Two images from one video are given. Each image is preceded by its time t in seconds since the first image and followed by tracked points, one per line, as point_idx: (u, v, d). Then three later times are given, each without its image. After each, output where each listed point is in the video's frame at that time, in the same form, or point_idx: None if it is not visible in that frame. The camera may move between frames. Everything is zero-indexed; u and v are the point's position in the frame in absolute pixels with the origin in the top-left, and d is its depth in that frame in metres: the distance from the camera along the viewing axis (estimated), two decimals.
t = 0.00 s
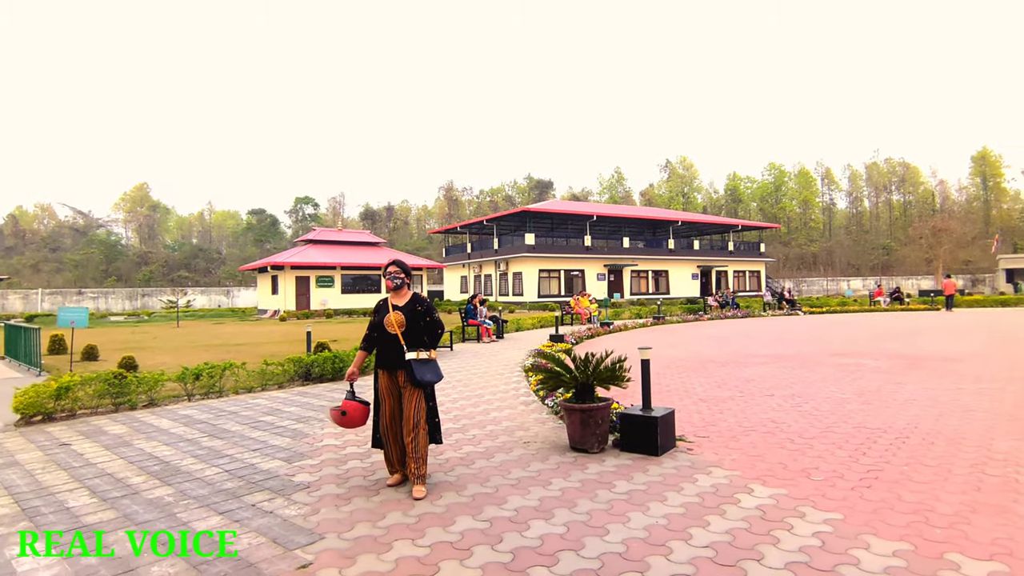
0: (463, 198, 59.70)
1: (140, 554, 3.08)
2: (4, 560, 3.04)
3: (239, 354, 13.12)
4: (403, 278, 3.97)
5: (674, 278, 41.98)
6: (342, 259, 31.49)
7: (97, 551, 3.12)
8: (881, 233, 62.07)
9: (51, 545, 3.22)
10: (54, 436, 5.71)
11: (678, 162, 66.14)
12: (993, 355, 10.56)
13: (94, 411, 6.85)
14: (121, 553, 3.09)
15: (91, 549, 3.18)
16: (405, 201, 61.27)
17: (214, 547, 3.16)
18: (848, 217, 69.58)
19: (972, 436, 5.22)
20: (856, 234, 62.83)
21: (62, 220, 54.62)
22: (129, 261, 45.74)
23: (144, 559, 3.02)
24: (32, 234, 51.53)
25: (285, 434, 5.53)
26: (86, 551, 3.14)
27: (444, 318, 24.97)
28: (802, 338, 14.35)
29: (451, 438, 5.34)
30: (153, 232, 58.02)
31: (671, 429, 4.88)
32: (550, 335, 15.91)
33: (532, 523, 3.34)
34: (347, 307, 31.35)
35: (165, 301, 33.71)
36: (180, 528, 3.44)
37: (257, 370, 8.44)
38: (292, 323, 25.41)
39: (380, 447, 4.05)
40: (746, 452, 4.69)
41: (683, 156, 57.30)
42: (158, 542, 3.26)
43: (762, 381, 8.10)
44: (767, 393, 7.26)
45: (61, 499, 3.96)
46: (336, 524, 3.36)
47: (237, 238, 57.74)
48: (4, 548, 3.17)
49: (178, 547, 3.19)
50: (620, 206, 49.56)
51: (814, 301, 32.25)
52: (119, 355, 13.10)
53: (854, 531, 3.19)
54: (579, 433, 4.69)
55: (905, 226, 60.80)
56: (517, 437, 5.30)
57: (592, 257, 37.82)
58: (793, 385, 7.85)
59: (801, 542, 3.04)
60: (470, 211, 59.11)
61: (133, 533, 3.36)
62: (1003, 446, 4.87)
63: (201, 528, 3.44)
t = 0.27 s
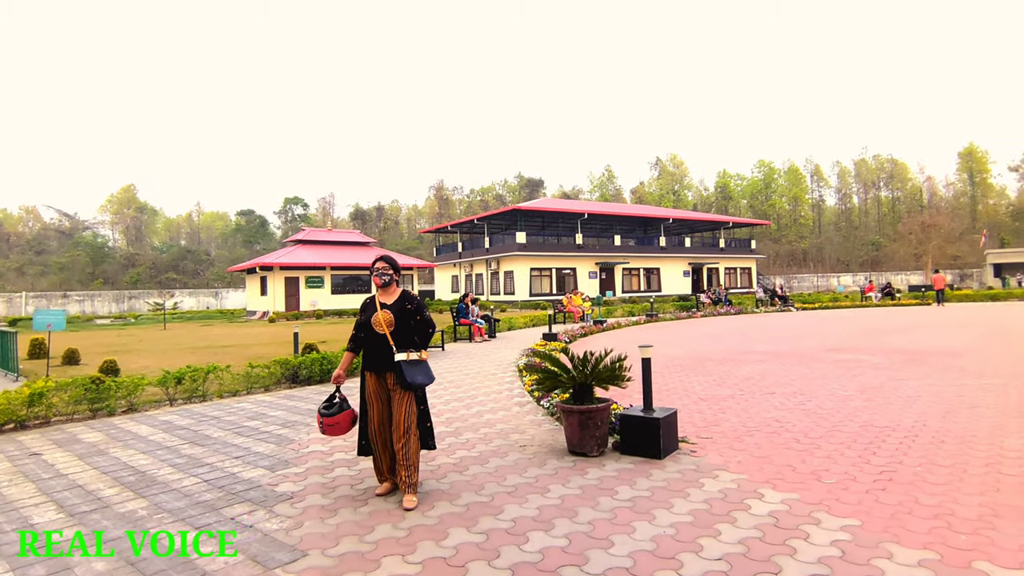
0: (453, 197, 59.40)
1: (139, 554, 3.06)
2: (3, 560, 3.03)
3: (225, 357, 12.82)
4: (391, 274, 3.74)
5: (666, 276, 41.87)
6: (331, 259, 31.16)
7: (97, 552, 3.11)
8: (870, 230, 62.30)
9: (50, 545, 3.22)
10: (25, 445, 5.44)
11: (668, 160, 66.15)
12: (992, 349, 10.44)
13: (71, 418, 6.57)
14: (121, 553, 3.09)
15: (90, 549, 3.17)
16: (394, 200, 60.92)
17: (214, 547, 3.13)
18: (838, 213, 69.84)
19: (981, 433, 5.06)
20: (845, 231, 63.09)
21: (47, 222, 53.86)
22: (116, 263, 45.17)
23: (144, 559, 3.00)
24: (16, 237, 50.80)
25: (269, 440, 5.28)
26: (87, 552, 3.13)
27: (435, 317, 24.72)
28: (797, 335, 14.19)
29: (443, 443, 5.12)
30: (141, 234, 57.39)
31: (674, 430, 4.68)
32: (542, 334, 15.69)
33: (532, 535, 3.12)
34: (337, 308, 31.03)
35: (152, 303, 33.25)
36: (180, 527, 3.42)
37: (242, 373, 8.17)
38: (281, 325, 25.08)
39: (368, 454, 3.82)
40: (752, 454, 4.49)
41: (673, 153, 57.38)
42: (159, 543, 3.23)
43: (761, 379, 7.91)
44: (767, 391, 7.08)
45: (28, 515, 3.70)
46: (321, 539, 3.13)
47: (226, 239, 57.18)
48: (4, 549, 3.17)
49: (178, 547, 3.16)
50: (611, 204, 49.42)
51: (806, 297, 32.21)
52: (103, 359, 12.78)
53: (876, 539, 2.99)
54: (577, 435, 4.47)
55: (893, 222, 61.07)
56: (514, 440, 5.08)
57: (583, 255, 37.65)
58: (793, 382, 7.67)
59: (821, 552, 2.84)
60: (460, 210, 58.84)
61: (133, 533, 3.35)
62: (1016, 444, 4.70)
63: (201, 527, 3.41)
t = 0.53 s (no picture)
0: (450, 196, 59.12)
1: (139, 553, 3.08)
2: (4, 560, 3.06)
3: (218, 358, 12.59)
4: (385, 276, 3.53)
5: (663, 275, 41.71)
6: (327, 259, 30.92)
7: (97, 552, 3.13)
8: (866, 229, 62.30)
9: (51, 545, 3.24)
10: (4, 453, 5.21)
11: (664, 159, 65.98)
12: (999, 351, 10.26)
13: (53, 424, 6.34)
14: (121, 553, 3.11)
15: (90, 549, 3.18)
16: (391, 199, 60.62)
17: (213, 547, 3.15)
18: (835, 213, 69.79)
19: (1001, 440, 4.86)
20: (842, 230, 63.05)
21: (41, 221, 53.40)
22: (110, 263, 44.83)
23: (143, 559, 3.02)
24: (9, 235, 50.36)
25: (258, 448, 5.05)
26: (86, 552, 3.15)
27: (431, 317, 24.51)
28: (797, 335, 14.00)
29: (440, 452, 4.90)
30: (136, 233, 56.96)
31: (683, 438, 4.46)
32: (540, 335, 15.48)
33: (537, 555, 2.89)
34: (333, 308, 30.79)
35: (145, 303, 32.93)
36: (180, 528, 3.44)
37: (233, 376, 7.94)
38: (276, 325, 24.83)
39: (360, 467, 3.60)
40: (764, 463, 4.29)
41: (670, 153, 57.19)
42: (158, 543, 3.25)
43: (766, 382, 7.71)
44: (773, 395, 6.88)
45: None
46: (309, 561, 2.91)
47: (221, 238, 56.82)
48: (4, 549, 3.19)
49: (178, 547, 3.18)
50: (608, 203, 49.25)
51: (805, 297, 32.05)
52: (93, 360, 12.54)
53: (905, 561, 2.78)
54: (581, 445, 4.25)
55: (890, 222, 61.04)
56: (514, 449, 4.86)
57: (580, 254, 37.44)
58: (799, 385, 7.47)
59: None
60: (457, 209, 58.58)
61: (131, 533, 3.37)
62: None
63: (200, 527, 3.43)
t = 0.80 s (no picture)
0: (451, 194, 58.93)
1: (140, 554, 3.04)
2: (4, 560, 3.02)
3: (217, 358, 12.41)
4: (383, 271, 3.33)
5: (665, 273, 41.47)
6: (328, 257, 30.73)
7: (98, 551, 3.10)
8: (868, 227, 62.03)
9: (51, 545, 3.20)
10: None
11: (666, 157, 65.75)
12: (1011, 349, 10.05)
13: (44, 427, 6.15)
14: (121, 553, 3.06)
15: (91, 549, 3.14)
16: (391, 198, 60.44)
17: (214, 547, 3.11)
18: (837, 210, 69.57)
19: None
20: (844, 227, 62.84)
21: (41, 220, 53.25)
22: (110, 262, 44.68)
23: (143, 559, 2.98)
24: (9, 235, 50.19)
25: (253, 452, 4.87)
26: (86, 552, 3.11)
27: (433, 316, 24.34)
28: (805, 333, 13.78)
29: (443, 456, 4.72)
30: (136, 232, 56.80)
31: (697, 441, 4.26)
32: (543, 333, 15.28)
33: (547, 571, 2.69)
34: (334, 306, 30.60)
35: (145, 302, 32.77)
36: (180, 528, 3.39)
37: (230, 376, 7.75)
38: (276, 324, 24.65)
39: (358, 474, 3.40)
40: (783, 468, 4.09)
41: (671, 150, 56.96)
42: (158, 543, 3.20)
43: (778, 381, 7.51)
44: (786, 394, 6.68)
45: None
46: None
47: (222, 237, 56.67)
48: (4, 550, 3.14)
49: (178, 547, 3.13)
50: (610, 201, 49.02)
51: (808, 294, 31.82)
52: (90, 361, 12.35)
53: None
54: (590, 448, 4.06)
55: (892, 219, 60.80)
56: (520, 452, 4.66)
57: (582, 252, 37.22)
58: (811, 384, 7.26)
59: None
60: (458, 208, 58.40)
61: (132, 533, 3.31)
62: None
63: (200, 527, 3.38)
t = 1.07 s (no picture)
0: (449, 192, 58.69)
1: (139, 553, 2.98)
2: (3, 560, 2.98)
3: (212, 357, 12.17)
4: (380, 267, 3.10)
5: (664, 271, 41.27)
6: (325, 255, 30.46)
7: (98, 552, 3.04)
8: (867, 225, 61.89)
9: (51, 546, 3.14)
10: None
11: (664, 155, 65.54)
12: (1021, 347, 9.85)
13: (28, 430, 5.90)
14: (121, 552, 3.01)
15: (91, 549, 3.09)
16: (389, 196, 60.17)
17: (213, 548, 3.05)
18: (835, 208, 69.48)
19: None
20: (842, 225, 62.74)
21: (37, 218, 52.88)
22: (106, 260, 44.37)
23: (143, 559, 2.92)
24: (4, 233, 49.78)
25: (245, 457, 4.65)
26: (86, 552, 3.06)
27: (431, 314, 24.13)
28: (809, 331, 13.58)
29: (445, 461, 4.50)
30: (133, 230, 56.45)
31: (711, 447, 4.03)
32: (543, 332, 15.06)
33: None
34: (331, 305, 30.35)
35: (141, 300, 32.47)
36: (181, 528, 3.33)
37: (222, 376, 7.51)
38: (273, 322, 24.39)
39: (352, 484, 3.16)
40: (803, 474, 3.88)
41: (670, 148, 56.77)
42: (159, 543, 3.14)
43: (787, 382, 7.30)
44: (798, 395, 6.46)
45: None
46: None
47: (219, 235, 56.33)
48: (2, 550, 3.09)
49: (178, 547, 3.08)
50: (608, 199, 48.84)
51: (808, 292, 31.64)
52: (81, 361, 12.08)
53: None
54: (600, 454, 3.84)
55: (891, 218, 60.71)
56: (526, 458, 4.44)
57: (581, 250, 37.00)
58: (822, 384, 7.05)
59: None
60: (456, 206, 58.15)
61: (132, 533, 3.26)
62: None
63: (200, 528, 3.32)
